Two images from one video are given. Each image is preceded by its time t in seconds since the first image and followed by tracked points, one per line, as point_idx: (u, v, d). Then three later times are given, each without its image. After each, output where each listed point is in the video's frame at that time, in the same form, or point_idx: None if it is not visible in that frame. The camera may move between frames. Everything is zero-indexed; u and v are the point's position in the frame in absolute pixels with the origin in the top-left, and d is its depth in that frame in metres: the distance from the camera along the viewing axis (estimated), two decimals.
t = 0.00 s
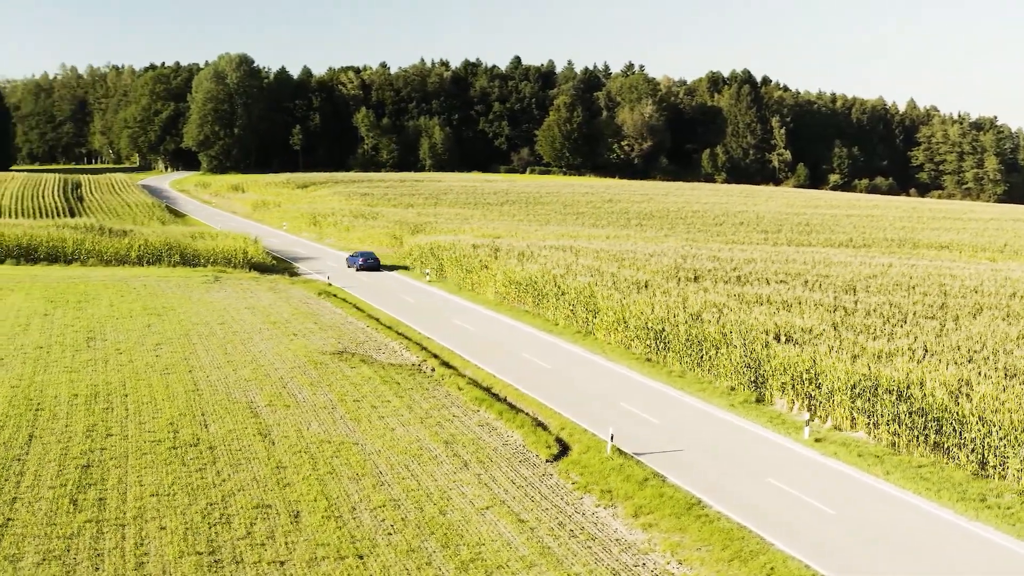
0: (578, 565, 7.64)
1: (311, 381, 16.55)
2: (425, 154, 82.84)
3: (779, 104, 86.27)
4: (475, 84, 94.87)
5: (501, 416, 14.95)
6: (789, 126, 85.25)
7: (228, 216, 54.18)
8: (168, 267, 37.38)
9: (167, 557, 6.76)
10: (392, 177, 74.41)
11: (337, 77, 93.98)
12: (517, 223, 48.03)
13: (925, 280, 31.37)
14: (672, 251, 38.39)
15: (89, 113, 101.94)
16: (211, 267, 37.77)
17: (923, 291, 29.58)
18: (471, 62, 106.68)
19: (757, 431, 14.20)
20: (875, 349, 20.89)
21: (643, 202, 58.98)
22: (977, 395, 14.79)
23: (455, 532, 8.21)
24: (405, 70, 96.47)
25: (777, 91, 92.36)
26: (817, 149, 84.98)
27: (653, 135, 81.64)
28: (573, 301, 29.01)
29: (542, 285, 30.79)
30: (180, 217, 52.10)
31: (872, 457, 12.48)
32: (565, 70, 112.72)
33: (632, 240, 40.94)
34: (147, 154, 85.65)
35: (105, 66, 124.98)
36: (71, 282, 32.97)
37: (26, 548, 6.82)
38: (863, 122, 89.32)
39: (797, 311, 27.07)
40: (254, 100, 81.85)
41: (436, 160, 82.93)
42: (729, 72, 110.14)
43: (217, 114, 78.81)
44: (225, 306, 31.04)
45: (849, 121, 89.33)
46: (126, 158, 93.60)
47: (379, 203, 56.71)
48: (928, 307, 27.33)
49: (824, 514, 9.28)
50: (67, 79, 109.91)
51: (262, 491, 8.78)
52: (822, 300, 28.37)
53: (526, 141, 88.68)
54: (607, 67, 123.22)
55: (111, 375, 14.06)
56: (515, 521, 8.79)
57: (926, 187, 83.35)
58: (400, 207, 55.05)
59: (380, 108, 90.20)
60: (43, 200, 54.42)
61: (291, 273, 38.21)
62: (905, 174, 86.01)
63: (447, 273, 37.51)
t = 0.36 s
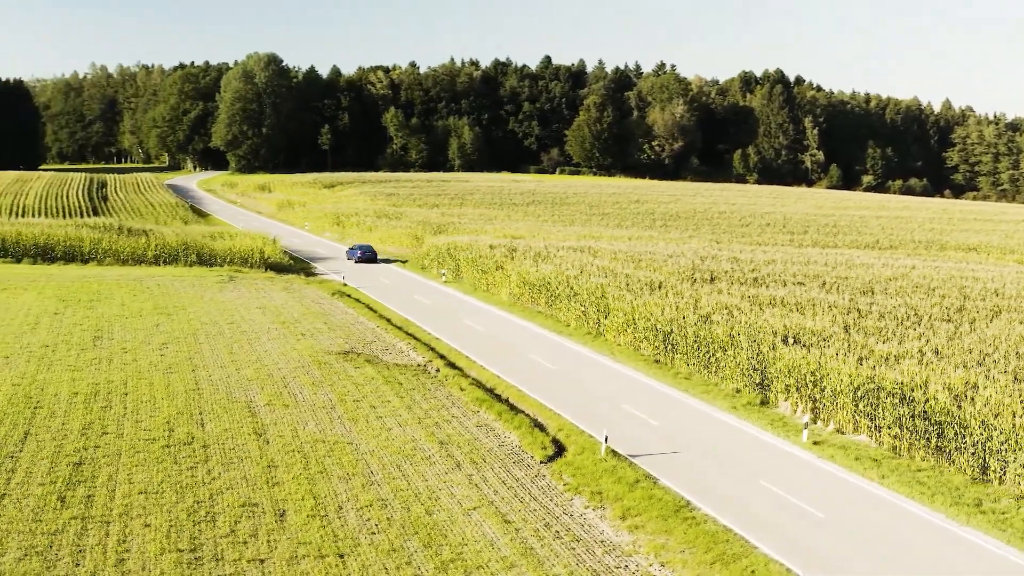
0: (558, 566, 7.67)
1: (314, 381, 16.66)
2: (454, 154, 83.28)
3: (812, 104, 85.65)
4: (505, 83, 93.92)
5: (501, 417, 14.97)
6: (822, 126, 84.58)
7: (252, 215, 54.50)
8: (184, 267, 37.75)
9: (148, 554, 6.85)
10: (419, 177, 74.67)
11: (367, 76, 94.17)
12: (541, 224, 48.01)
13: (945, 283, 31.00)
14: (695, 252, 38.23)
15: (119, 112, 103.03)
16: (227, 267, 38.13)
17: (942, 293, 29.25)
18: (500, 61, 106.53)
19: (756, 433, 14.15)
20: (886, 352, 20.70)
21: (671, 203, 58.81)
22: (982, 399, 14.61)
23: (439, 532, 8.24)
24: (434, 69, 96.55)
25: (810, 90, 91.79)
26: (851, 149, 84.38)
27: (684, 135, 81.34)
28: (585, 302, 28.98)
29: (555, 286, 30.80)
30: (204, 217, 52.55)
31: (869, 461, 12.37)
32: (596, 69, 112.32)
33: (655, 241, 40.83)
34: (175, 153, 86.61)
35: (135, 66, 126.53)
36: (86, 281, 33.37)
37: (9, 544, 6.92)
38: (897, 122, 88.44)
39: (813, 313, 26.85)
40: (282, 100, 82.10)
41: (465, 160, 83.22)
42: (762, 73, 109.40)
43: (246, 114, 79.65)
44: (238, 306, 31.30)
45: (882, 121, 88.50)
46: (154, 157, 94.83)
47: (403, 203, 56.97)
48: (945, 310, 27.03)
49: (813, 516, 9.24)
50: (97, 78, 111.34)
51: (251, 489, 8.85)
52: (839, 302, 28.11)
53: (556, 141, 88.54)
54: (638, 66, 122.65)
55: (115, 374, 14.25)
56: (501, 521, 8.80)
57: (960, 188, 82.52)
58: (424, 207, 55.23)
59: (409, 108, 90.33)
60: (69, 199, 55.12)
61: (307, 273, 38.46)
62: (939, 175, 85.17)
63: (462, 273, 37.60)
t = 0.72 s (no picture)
0: (538, 567, 7.68)
1: (318, 381, 16.78)
2: (483, 154, 83.13)
3: (845, 105, 85.04)
4: (535, 83, 94.71)
5: (500, 417, 15.00)
6: (855, 127, 83.79)
7: (274, 215, 54.79)
8: (200, 266, 38.09)
9: (128, 551, 6.94)
10: (446, 177, 74.88)
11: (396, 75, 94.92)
12: (564, 224, 47.97)
13: (965, 285, 30.64)
14: (718, 253, 38.07)
15: (148, 111, 103.77)
16: (242, 266, 38.40)
17: (960, 296, 28.94)
18: (530, 61, 106.86)
19: (755, 435, 14.08)
20: (898, 355, 20.50)
21: (699, 204, 58.55)
22: (987, 403, 14.40)
23: (422, 531, 8.27)
24: (464, 68, 96.70)
25: (843, 91, 91.19)
26: (885, 150, 83.46)
27: (715, 135, 80.10)
28: (597, 304, 28.96)
29: (568, 287, 30.83)
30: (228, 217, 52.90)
31: (865, 464, 12.28)
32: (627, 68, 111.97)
33: (677, 242, 40.69)
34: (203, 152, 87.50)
35: (166, 65, 127.98)
36: (100, 280, 33.78)
37: None
38: (931, 123, 87.47)
39: (830, 315, 26.63)
40: (312, 99, 82.93)
41: (494, 160, 83.09)
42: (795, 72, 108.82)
43: (274, 113, 80.35)
44: (251, 305, 31.55)
45: (917, 122, 87.57)
46: (182, 156, 95.86)
47: (428, 203, 57.23)
48: (961, 313, 26.76)
49: (800, 520, 9.21)
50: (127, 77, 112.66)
51: (239, 488, 8.92)
52: (857, 305, 27.87)
53: (586, 141, 88.42)
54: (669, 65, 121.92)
55: (119, 373, 14.46)
56: (486, 521, 8.82)
57: (995, 190, 81.56)
58: (449, 207, 55.40)
59: (438, 107, 90.94)
60: (94, 198, 55.81)
61: (323, 273, 38.69)
62: (974, 177, 84.34)
63: (477, 274, 37.67)
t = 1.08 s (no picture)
0: (516, 567, 7.71)
1: (320, 380, 16.88)
2: (512, 154, 82.99)
3: (878, 104, 83.68)
4: (564, 83, 94.41)
5: (498, 417, 15.01)
6: (888, 127, 81.85)
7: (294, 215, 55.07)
8: (216, 265, 38.43)
9: (108, 547, 7.05)
10: (473, 177, 75.02)
11: (425, 74, 95.06)
12: (586, 225, 47.90)
13: (985, 288, 30.28)
14: (740, 254, 37.91)
15: (177, 110, 104.89)
16: (258, 266, 38.71)
17: (979, 298, 28.63)
18: (560, 61, 106.74)
19: (752, 436, 13.94)
20: (909, 358, 20.30)
21: (725, 204, 58.26)
22: (993, 407, 14.23)
23: (403, 531, 8.30)
24: (493, 67, 96.74)
25: (876, 91, 90.25)
26: (918, 150, 82.11)
27: (747, 135, 79.36)
28: (608, 304, 28.88)
29: (580, 288, 30.79)
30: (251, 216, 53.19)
31: (859, 467, 12.16)
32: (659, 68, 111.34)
33: (699, 243, 40.55)
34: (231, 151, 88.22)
35: (195, 63, 129.18)
36: (114, 279, 34.13)
37: None
38: (966, 123, 86.29)
39: (846, 318, 26.40)
40: (339, 98, 82.93)
41: (523, 160, 82.93)
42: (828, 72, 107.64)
43: (301, 112, 80.13)
44: (263, 305, 31.77)
45: (951, 122, 86.37)
46: (211, 155, 96.83)
47: (452, 203, 57.33)
48: (978, 315, 26.48)
49: (787, 524, 9.16)
50: (156, 76, 113.84)
51: (226, 486, 9.00)
52: (874, 307, 27.63)
53: (616, 141, 88.33)
54: (700, 64, 121.04)
55: (120, 372, 14.62)
56: (470, 522, 8.85)
57: None
58: (473, 207, 55.57)
59: (467, 107, 91.21)
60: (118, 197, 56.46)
61: (338, 273, 38.88)
62: (1009, 178, 83.86)
63: (491, 275, 37.68)
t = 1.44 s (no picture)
0: (494, 567, 7.74)
1: (320, 380, 16.97)
2: (541, 154, 82.89)
3: (911, 105, 83.19)
4: (594, 82, 93.68)
5: (495, 418, 15.02)
6: (922, 127, 81.57)
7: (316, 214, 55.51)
8: (231, 264, 38.76)
9: (89, 543, 7.17)
10: (499, 177, 75.09)
11: (453, 74, 94.93)
12: (609, 226, 47.80)
13: (1006, 290, 29.91)
14: (763, 256, 37.72)
15: (206, 109, 106.00)
16: (273, 265, 39.02)
17: (998, 301, 28.30)
18: (589, 61, 106.68)
19: (748, 439, 13.89)
20: (918, 362, 20.06)
21: (752, 205, 57.91)
22: (996, 413, 14.03)
23: (385, 530, 8.36)
24: (522, 67, 96.71)
25: (910, 91, 89.26)
26: (952, 152, 81.11)
27: (779, 135, 78.68)
28: (619, 305, 28.76)
29: (591, 289, 30.74)
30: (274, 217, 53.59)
31: (854, 470, 12.10)
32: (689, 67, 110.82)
33: (721, 244, 40.40)
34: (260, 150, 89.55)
35: (224, 63, 130.52)
36: (127, 278, 34.49)
37: None
38: (1001, 124, 85.15)
39: (863, 320, 26.18)
40: (368, 98, 83.81)
41: (552, 160, 82.79)
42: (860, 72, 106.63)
43: (329, 111, 81.25)
44: (272, 305, 31.95)
45: (986, 123, 85.18)
46: (241, 154, 97.94)
47: (477, 203, 57.39)
48: (992, 318, 26.24)
49: (770, 526, 9.16)
50: (186, 75, 115.15)
51: (213, 484, 9.10)
52: (889, 309, 27.37)
53: (646, 141, 87.53)
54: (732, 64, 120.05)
55: (121, 370, 14.84)
56: (453, 522, 8.88)
57: None
58: (497, 207, 55.72)
59: (496, 106, 91.20)
60: (140, 195, 57.14)
61: (354, 273, 39.09)
62: None
63: (505, 275, 37.70)
